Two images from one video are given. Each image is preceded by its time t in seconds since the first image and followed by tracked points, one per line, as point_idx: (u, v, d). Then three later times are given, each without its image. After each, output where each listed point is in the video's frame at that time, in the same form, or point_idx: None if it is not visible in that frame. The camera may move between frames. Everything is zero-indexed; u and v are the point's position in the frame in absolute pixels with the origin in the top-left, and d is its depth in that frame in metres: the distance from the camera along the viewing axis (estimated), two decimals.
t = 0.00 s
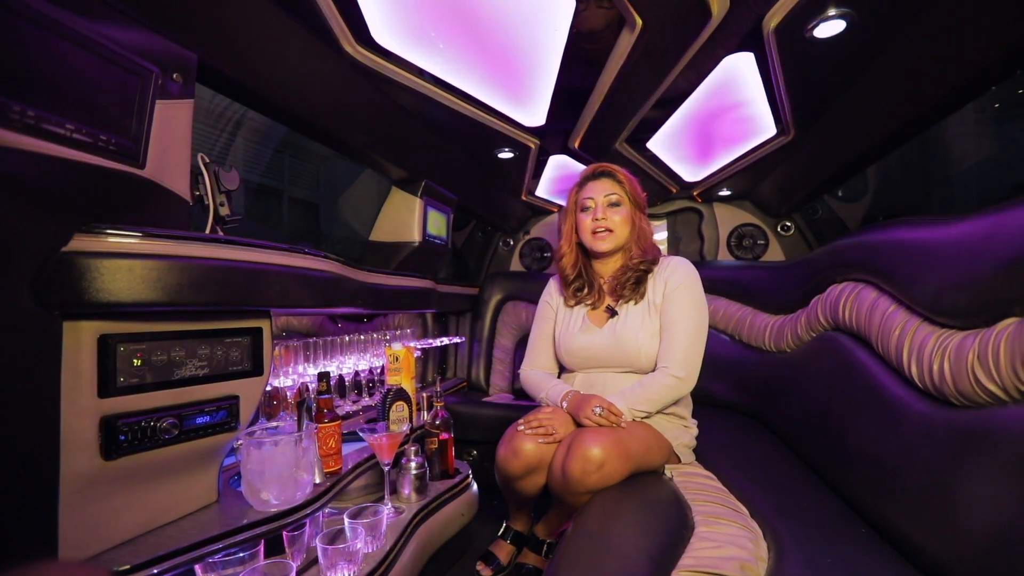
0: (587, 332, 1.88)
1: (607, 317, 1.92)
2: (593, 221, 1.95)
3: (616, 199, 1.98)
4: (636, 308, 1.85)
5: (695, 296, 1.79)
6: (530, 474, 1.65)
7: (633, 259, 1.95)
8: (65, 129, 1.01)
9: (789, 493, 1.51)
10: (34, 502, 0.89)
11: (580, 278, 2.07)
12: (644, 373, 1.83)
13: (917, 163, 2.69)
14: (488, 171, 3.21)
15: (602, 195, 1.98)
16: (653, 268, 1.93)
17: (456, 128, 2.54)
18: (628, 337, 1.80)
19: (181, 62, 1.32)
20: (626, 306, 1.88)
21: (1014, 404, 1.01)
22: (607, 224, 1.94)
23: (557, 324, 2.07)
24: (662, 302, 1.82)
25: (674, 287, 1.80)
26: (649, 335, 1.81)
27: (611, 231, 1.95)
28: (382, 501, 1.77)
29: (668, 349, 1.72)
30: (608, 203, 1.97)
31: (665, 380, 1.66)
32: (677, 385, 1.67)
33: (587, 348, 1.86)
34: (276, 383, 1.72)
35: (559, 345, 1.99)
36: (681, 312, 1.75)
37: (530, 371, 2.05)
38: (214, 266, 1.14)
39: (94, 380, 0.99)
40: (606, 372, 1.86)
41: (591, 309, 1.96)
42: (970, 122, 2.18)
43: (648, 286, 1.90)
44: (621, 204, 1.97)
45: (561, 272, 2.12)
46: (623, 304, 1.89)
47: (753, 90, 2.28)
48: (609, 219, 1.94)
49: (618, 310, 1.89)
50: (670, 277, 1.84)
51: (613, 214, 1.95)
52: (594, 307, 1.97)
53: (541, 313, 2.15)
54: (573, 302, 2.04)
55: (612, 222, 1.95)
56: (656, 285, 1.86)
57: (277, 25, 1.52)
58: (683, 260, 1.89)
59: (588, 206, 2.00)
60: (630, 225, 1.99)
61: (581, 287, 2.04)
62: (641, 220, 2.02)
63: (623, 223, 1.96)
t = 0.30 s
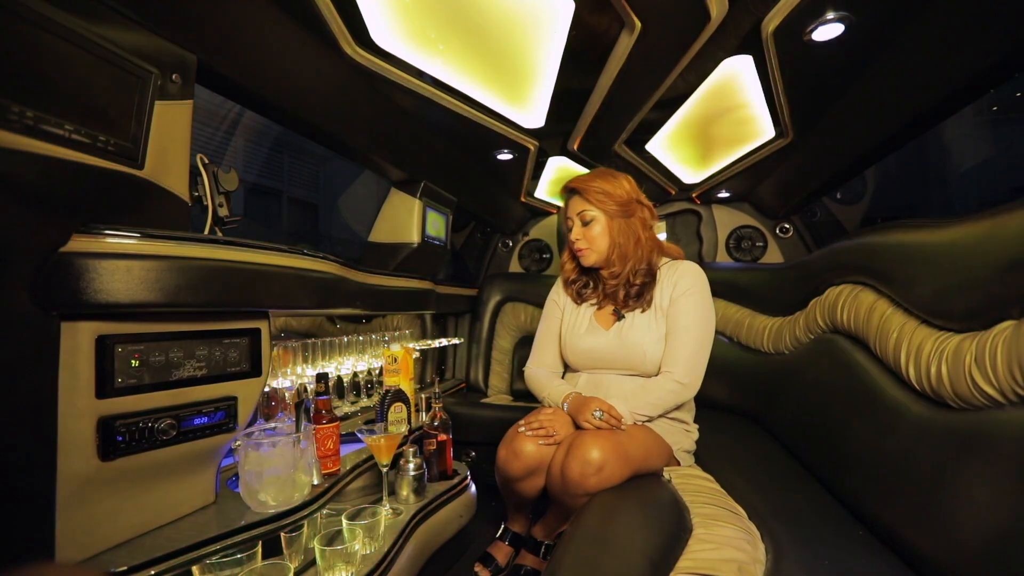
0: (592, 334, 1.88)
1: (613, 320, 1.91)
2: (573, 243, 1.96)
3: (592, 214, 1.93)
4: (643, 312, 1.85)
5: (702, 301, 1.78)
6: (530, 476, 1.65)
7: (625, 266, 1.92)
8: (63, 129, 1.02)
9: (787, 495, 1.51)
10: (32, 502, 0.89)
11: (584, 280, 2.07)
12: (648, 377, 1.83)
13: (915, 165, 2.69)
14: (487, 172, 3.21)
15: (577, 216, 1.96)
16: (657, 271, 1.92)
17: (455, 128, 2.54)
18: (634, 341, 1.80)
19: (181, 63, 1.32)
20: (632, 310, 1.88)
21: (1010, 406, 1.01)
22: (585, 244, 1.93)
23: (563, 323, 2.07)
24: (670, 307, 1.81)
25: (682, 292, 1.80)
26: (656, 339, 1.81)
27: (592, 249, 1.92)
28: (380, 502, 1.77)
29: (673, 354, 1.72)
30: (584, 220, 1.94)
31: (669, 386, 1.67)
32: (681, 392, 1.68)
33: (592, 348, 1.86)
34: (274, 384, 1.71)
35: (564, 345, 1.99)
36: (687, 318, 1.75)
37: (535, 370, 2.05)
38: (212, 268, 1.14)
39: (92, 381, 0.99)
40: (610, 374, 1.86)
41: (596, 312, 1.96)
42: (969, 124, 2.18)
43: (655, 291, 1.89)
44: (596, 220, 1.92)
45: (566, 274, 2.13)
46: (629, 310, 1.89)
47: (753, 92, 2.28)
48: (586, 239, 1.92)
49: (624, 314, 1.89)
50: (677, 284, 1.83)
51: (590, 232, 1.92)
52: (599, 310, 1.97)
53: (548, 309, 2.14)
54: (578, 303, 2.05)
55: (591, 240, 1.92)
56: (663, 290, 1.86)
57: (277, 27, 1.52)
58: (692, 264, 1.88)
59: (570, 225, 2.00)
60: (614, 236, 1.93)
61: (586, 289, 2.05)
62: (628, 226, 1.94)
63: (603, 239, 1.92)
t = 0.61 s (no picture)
0: (596, 330, 1.89)
1: (617, 316, 1.91)
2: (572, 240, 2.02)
3: (588, 212, 1.97)
4: (646, 308, 1.84)
5: (704, 298, 1.78)
6: (531, 476, 1.65)
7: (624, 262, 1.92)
8: (64, 130, 1.01)
9: (788, 493, 1.51)
10: (34, 502, 0.89)
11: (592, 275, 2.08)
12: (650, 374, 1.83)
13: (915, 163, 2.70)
14: (487, 172, 3.21)
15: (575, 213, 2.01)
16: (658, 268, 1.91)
17: (455, 128, 2.54)
18: (637, 337, 1.80)
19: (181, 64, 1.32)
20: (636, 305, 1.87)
21: (1012, 404, 1.01)
22: (581, 241, 1.97)
23: (569, 318, 2.07)
24: (672, 304, 1.81)
25: (684, 289, 1.80)
26: (659, 335, 1.80)
27: (588, 245, 1.96)
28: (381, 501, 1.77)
29: (676, 351, 1.72)
30: (580, 218, 1.99)
31: (671, 382, 1.66)
32: (682, 388, 1.67)
33: (595, 344, 1.86)
34: (275, 384, 1.71)
35: (568, 341, 2.00)
36: (690, 315, 1.75)
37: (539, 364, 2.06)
38: (212, 268, 1.14)
39: (93, 380, 0.99)
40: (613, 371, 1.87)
41: (600, 307, 1.96)
42: (969, 122, 2.19)
43: (658, 288, 1.88)
44: (590, 217, 1.95)
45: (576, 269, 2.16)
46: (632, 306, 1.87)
47: (753, 91, 2.28)
48: (582, 235, 1.97)
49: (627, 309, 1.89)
50: (680, 281, 1.82)
51: (585, 229, 1.96)
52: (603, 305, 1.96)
53: (552, 304, 2.14)
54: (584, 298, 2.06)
55: (587, 236, 1.95)
56: (665, 287, 1.85)
57: (277, 27, 1.52)
58: (696, 262, 1.87)
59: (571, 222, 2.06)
60: (609, 233, 1.94)
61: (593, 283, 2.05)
62: (624, 223, 1.94)
63: (598, 235, 1.94)
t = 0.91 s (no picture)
0: (597, 324, 1.89)
1: (618, 311, 1.92)
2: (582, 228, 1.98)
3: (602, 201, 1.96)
4: (647, 303, 1.85)
5: (704, 294, 1.77)
6: (531, 473, 1.66)
7: (630, 256, 1.92)
8: (65, 128, 1.01)
9: (788, 490, 1.52)
10: (36, 500, 0.89)
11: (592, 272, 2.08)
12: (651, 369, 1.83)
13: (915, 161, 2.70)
14: (487, 171, 3.21)
15: (588, 201, 1.98)
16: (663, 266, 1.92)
17: (455, 127, 2.54)
18: (636, 332, 1.80)
19: (181, 62, 1.32)
20: (637, 299, 1.88)
21: (1014, 402, 1.01)
22: (593, 229, 1.95)
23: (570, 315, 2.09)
24: (673, 298, 1.81)
25: (685, 284, 1.79)
26: (659, 330, 1.80)
27: (600, 233, 1.94)
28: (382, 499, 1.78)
29: (675, 345, 1.72)
30: (593, 206, 1.96)
31: (670, 375, 1.66)
32: (681, 381, 1.66)
33: (594, 338, 1.87)
34: (275, 383, 1.72)
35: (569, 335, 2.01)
36: (690, 310, 1.74)
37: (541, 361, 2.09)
38: (213, 267, 1.14)
39: (93, 379, 0.99)
40: (613, 366, 1.87)
41: (601, 303, 1.96)
42: (970, 120, 2.18)
43: (660, 282, 1.89)
44: (604, 206, 1.93)
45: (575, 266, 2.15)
46: (634, 299, 1.88)
47: (753, 89, 2.27)
48: (594, 223, 1.94)
49: (628, 304, 1.89)
50: (681, 275, 1.82)
51: (598, 217, 1.94)
52: (604, 300, 1.97)
53: (555, 305, 2.17)
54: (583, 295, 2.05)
55: (599, 225, 1.93)
56: (668, 280, 1.85)
57: (277, 25, 1.52)
58: (698, 259, 1.86)
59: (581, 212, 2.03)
60: (622, 222, 1.94)
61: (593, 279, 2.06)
62: (636, 215, 1.95)
63: (611, 224, 1.93)
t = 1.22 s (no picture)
0: (594, 321, 1.89)
1: (616, 308, 1.92)
2: (609, 218, 1.93)
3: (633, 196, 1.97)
4: (644, 300, 1.85)
5: (703, 292, 1.77)
6: (530, 471, 1.66)
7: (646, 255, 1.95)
8: (65, 126, 1.01)
9: (789, 490, 1.52)
10: (36, 499, 0.89)
11: (592, 273, 2.07)
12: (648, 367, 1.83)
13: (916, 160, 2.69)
14: (487, 169, 3.21)
15: (618, 193, 1.96)
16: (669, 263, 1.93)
17: (455, 125, 2.53)
18: (633, 329, 1.80)
19: (181, 61, 1.32)
20: (635, 297, 1.88)
21: (1014, 401, 1.01)
22: (623, 220, 1.92)
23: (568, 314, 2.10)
24: (670, 296, 1.81)
25: (682, 282, 1.79)
26: (654, 327, 1.80)
27: (628, 226, 1.92)
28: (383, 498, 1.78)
29: (671, 343, 1.71)
30: (625, 199, 1.95)
31: (666, 373, 1.65)
32: (677, 378, 1.66)
33: (592, 335, 1.87)
34: (276, 382, 1.72)
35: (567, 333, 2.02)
36: (686, 307, 1.74)
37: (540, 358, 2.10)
38: (213, 265, 1.14)
39: (93, 378, 0.99)
40: (611, 363, 1.87)
41: (600, 301, 1.97)
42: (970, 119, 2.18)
43: (659, 280, 1.89)
44: (636, 201, 1.95)
45: (574, 266, 2.12)
46: (633, 296, 1.89)
47: (753, 88, 2.27)
48: (625, 215, 1.92)
49: (626, 301, 1.90)
50: (679, 273, 1.82)
51: (628, 210, 1.93)
52: (603, 300, 1.97)
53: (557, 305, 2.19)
54: (583, 295, 2.04)
55: (629, 218, 1.93)
56: (665, 278, 1.85)
57: (277, 24, 1.52)
58: (696, 258, 1.86)
59: (604, 202, 1.97)
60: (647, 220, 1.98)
61: (593, 281, 2.05)
62: (656, 217, 2.02)
63: (639, 219, 1.94)
